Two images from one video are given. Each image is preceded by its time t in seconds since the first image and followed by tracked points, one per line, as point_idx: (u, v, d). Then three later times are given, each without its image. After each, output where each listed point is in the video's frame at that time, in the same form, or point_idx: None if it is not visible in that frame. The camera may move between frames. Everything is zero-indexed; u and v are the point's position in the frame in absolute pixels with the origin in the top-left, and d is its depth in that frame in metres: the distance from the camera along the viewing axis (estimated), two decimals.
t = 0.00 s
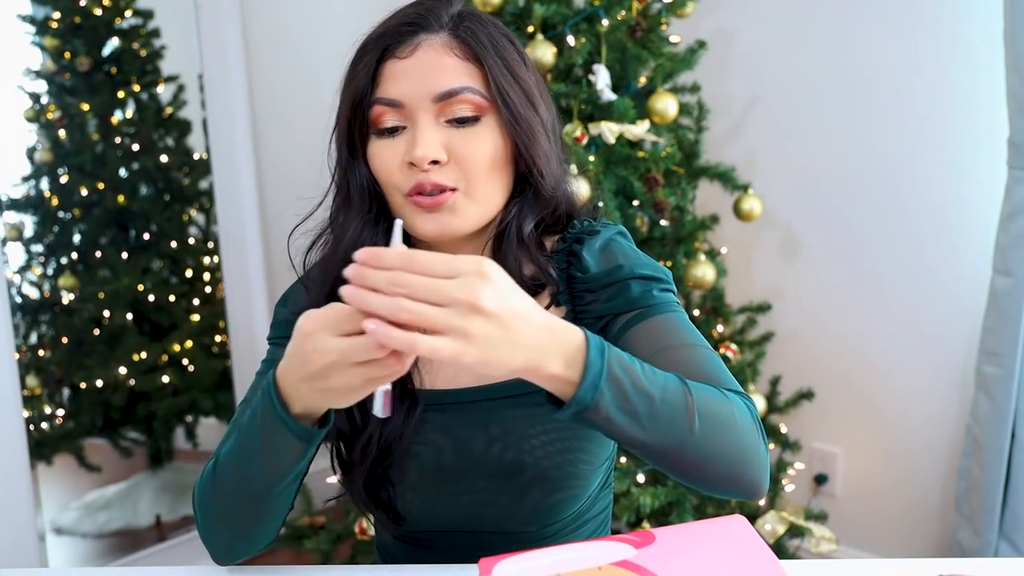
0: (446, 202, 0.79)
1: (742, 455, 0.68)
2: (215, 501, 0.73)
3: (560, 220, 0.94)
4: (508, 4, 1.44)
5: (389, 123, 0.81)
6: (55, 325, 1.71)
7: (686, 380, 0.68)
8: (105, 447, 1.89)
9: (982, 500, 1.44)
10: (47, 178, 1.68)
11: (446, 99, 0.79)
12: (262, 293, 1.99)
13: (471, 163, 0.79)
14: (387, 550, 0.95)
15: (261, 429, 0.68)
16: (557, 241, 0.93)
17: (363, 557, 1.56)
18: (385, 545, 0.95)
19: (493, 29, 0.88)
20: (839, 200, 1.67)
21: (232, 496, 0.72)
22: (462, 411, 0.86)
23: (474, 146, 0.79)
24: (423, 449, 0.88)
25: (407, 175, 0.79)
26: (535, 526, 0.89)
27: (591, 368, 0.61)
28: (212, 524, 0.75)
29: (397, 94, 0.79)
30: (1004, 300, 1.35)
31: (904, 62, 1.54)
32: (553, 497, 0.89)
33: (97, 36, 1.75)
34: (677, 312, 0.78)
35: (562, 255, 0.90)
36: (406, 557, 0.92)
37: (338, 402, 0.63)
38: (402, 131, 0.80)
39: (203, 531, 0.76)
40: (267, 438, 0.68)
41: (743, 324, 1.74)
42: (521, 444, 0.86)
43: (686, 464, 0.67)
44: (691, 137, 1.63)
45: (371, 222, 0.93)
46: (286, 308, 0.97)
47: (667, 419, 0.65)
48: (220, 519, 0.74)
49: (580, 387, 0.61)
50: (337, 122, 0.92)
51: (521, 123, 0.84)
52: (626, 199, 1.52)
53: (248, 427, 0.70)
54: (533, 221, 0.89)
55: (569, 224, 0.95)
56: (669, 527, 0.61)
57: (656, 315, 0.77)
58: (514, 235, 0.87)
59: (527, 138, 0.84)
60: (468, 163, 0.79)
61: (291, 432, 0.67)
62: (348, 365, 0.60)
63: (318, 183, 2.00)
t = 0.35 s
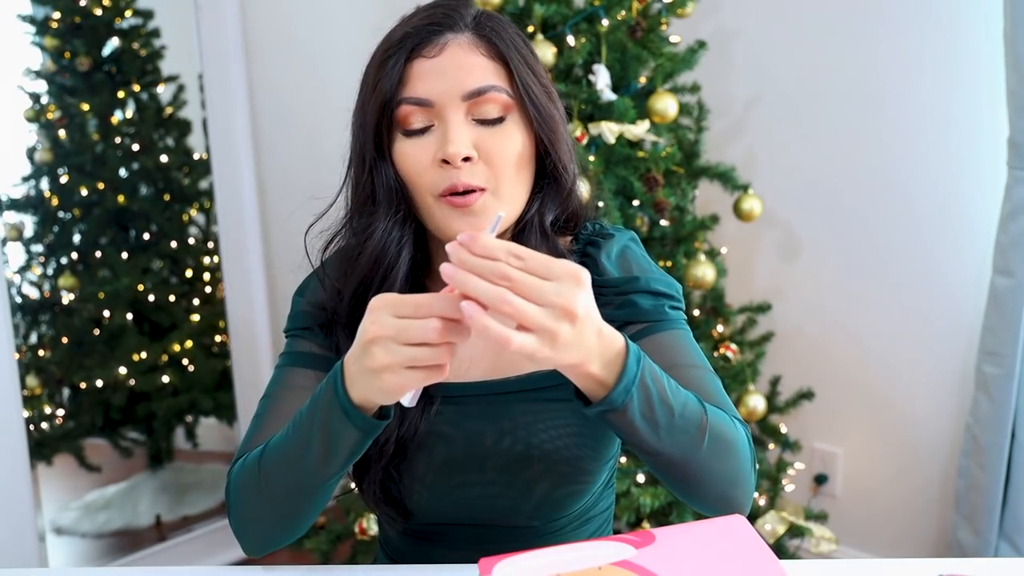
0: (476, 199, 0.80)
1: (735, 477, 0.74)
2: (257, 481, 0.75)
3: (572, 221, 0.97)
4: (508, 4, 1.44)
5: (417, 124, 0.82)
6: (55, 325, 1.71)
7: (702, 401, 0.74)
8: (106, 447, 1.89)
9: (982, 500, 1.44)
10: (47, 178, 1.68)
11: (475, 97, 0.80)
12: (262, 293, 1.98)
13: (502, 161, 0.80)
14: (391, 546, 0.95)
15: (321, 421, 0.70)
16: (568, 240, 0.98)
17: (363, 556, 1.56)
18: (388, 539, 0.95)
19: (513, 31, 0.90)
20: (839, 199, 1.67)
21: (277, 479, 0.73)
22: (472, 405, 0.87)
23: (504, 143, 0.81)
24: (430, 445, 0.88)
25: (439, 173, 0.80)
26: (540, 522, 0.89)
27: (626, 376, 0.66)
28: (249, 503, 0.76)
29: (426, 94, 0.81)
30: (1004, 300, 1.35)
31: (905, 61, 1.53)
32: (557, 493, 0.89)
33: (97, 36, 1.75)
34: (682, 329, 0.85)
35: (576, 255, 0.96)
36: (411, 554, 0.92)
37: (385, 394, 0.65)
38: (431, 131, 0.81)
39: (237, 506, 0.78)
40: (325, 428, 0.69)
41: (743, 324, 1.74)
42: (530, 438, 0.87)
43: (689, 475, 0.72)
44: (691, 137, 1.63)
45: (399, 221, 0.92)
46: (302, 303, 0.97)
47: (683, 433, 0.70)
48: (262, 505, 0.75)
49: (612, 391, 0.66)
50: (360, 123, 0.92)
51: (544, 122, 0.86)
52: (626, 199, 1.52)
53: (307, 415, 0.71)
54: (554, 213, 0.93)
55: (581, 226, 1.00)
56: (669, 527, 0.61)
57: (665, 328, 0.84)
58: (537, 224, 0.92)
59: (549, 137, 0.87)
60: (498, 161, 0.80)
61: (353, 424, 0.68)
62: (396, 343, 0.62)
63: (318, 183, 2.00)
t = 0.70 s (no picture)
0: (483, 196, 0.81)
1: (747, 487, 0.76)
2: (250, 505, 0.77)
3: (577, 223, 0.98)
4: (508, 4, 1.44)
5: (427, 119, 0.83)
6: (55, 325, 1.71)
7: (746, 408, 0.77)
8: (106, 447, 1.89)
9: (982, 500, 1.44)
10: (47, 179, 1.68)
11: (487, 95, 0.82)
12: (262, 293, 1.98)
13: (511, 159, 0.82)
14: (394, 546, 0.94)
15: (312, 454, 0.71)
16: (573, 242, 0.98)
17: (363, 556, 1.56)
18: (389, 538, 0.95)
19: (527, 32, 0.91)
20: (840, 199, 1.67)
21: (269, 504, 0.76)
22: (474, 405, 0.88)
23: (513, 141, 0.82)
24: (430, 446, 0.88)
25: (448, 167, 0.81)
26: (539, 522, 0.89)
27: (708, 339, 0.70)
28: (243, 524, 0.79)
29: (438, 89, 0.82)
30: (1003, 300, 1.35)
31: (905, 62, 1.54)
32: (558, 493, 0.89)
33: (97, 36, 1.75)
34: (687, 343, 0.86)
35: (583, 255, 0.95)
36: (412, 553, 0.92)
37: (364, 446, 0.67)
38: (440, 126, 0.83)
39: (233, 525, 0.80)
40: (315, 465, 0.71)
41: (743, 324, 1.74)
42: (531, 438, 0.87)
43: (715, 469, 0.74)
44: (691, 137, 1.63)
45: (408, 216, 0.91)
46: (303, 304, 0.98)
47: (732, 422, 0.74)
48: (251, 518, 0.78)
49: (695, 347, 0.71)
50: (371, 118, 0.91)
51: (554, 124, 0.87)
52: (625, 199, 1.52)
53: (300, 448, 0.73)
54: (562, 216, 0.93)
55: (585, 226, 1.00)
56: (669, 527, 0.61)
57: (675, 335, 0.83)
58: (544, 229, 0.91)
59: (558, 138, 0.88)
60: (507, 159, 0.81)
61: (340, 466, 0.70)
62: (376, 400, 0.63)
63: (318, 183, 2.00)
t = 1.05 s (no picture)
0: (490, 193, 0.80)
1: (716, 506, 0.79)
2: (262, 501, 0.77)
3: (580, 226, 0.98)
4: (508, 5, 1.44)
5: (433, 116, 0.82)
6: (55, 325, 1.71)
7: (709, 432, 0.79)
8: (106, 447, 1.88)
9: (982, 500, 1.44)
10: (47, 179, 1.68)
11: (494, 92, 0.81)
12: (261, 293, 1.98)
13: (519, 157, 0.81)
14: (394, 547, 0.94)
15: (327, 446, 0.72)
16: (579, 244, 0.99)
17: (363, 556, 1.56)
18: (389, 539, 0.95)
19: (531, 34, 0.92)
20: (841, 200, 1.67)
21: (283, 499, 0.75)
22: (475, 407, 0.88)
23: (521, 139, 0.81)
24: (432, 449, 0.88)
25: (456, 163, 0.80)
26: (541, 523, 0.89)
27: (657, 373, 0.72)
28: (255, 521, 0.78)
29: (445, 86, 0.82)
30: (1004, 300, 1.35)
31: (905, 62, 1.54)
32: (559, 494, 0.89)
33: (97, 36, 1.75)
34: (683, 352, 0.88)
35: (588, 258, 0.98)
36: (413, 554, 0.92)
37: (381, 412, 0.66)
38: (447, 123, 0.82)
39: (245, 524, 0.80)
40: (330, 456, 0.71)
41: (743, 324, 1.74)
42: (533, 440, 0.88)
43: (682, 492, 0.77)
44: (691, 137, 1.63)
45: (412, 213, 0.91)
46: (303, 307, 0.97)
47: (689, 450, 0.76)
48: (265, 517, 0.77)
49: (647, 382, 0.73)
50: (377, 116, 0.91)
51: (559, 124, 0.88)
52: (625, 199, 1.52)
53: (314, 441, 0.73)
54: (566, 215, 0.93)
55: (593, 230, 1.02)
56: (670, 528, 0.61)
57: (666, 352, 0.87)
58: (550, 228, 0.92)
59: (563, 137, 0.88)
60: (514, 156, 0.80)
61: (356, 453, 0.70)
62: (387, 355, 0.65)
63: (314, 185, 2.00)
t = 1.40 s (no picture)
0: (498, 191, 0.79)
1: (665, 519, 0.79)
2: (290, 504, 0.77)
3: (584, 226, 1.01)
4: (508, 5, 1.44)
5: (438, 114, 0.82)
6: (55, 325, 1.71)
7: (663, 445, 0.78)
8: (106, 447, 1.88)
9: (982, 500, 1.44)
10: (47, 179, 1.68)
11: (500, 90, 0.81)
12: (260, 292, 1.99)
13: (528, 154, 0.80)
14: (389, 545, 0.95)
15: (356, 446, 0.71)
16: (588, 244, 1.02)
17: (363, 556, 1.57)
18: (385, 539, 0.96)
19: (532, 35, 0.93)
20: (841, 200, 1.67)
21: (312, 501, 0.75)
22: (475, 410, 0.88)
23: (529, 135, 0.81)
24: (433, 452, 0.89)
25: (463, 161, 0.79)
26: (539, 525, 0.90)
27: (611, 380, 0.71)
28: (276, 526, 0.77)
29: (450, 85, 0.81)
30: (1004, 300, 1.35)
31: (905, 63, 1.54)
32: (559, 497, 0.90)
33: (97, 36, 1.75)
34: (675, 369, 0.89)
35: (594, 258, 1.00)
36: (411, 555, 0.92)
37: (388, 386, 0.66)
38: (452, 121, 0.81)
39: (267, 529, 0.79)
40: (360, 456, 0.71)
41: (743, 324, 1.74)
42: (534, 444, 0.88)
43: (628, 499, 0.77)
44: (691, 137, 1.63)
45: (420, 213, 0.91)
46: (304, 309, 0.97)
47: (638, 461, 0.75)
48: (288, 522, 0.76)
49: (599, 389, 0.71)
50: (382, 116, 0.92)
51: (564, 122, 0.89)
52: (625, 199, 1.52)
53: (345, 439, 0.73)
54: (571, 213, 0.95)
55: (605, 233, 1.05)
56: (670, 527, 0.61)
57: (654, 365, 0.87)
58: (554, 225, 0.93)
59: (568, 137, 0.90)
60: (521, 153, 0.80)
61: (387, 452, 0.70)
62: (388, 325, 0.65)
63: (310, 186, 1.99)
